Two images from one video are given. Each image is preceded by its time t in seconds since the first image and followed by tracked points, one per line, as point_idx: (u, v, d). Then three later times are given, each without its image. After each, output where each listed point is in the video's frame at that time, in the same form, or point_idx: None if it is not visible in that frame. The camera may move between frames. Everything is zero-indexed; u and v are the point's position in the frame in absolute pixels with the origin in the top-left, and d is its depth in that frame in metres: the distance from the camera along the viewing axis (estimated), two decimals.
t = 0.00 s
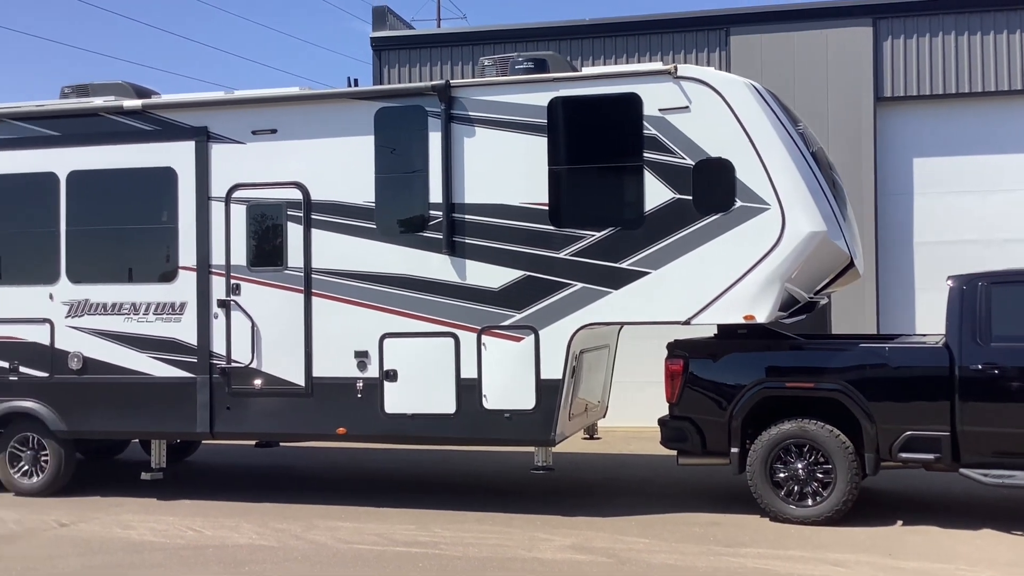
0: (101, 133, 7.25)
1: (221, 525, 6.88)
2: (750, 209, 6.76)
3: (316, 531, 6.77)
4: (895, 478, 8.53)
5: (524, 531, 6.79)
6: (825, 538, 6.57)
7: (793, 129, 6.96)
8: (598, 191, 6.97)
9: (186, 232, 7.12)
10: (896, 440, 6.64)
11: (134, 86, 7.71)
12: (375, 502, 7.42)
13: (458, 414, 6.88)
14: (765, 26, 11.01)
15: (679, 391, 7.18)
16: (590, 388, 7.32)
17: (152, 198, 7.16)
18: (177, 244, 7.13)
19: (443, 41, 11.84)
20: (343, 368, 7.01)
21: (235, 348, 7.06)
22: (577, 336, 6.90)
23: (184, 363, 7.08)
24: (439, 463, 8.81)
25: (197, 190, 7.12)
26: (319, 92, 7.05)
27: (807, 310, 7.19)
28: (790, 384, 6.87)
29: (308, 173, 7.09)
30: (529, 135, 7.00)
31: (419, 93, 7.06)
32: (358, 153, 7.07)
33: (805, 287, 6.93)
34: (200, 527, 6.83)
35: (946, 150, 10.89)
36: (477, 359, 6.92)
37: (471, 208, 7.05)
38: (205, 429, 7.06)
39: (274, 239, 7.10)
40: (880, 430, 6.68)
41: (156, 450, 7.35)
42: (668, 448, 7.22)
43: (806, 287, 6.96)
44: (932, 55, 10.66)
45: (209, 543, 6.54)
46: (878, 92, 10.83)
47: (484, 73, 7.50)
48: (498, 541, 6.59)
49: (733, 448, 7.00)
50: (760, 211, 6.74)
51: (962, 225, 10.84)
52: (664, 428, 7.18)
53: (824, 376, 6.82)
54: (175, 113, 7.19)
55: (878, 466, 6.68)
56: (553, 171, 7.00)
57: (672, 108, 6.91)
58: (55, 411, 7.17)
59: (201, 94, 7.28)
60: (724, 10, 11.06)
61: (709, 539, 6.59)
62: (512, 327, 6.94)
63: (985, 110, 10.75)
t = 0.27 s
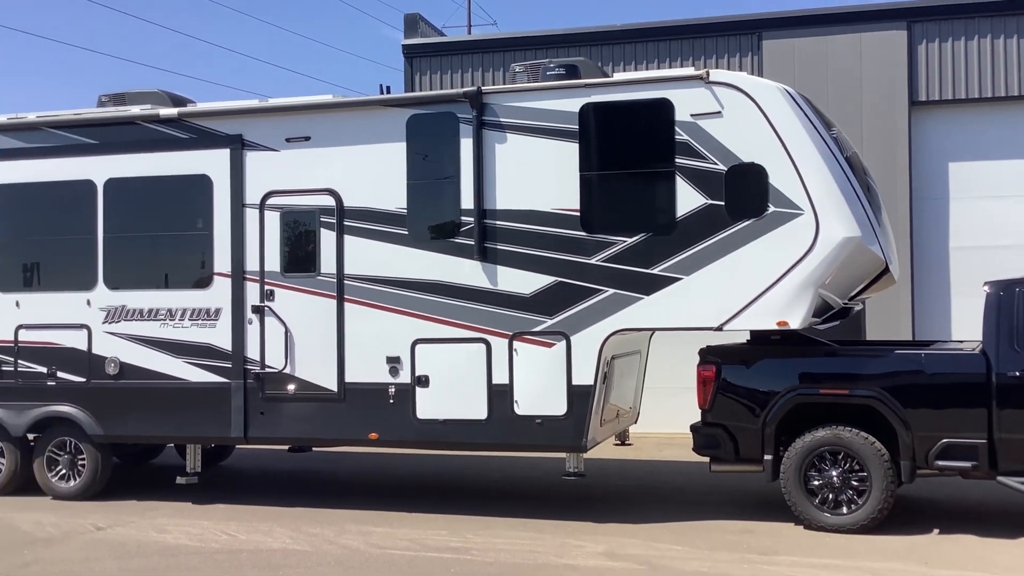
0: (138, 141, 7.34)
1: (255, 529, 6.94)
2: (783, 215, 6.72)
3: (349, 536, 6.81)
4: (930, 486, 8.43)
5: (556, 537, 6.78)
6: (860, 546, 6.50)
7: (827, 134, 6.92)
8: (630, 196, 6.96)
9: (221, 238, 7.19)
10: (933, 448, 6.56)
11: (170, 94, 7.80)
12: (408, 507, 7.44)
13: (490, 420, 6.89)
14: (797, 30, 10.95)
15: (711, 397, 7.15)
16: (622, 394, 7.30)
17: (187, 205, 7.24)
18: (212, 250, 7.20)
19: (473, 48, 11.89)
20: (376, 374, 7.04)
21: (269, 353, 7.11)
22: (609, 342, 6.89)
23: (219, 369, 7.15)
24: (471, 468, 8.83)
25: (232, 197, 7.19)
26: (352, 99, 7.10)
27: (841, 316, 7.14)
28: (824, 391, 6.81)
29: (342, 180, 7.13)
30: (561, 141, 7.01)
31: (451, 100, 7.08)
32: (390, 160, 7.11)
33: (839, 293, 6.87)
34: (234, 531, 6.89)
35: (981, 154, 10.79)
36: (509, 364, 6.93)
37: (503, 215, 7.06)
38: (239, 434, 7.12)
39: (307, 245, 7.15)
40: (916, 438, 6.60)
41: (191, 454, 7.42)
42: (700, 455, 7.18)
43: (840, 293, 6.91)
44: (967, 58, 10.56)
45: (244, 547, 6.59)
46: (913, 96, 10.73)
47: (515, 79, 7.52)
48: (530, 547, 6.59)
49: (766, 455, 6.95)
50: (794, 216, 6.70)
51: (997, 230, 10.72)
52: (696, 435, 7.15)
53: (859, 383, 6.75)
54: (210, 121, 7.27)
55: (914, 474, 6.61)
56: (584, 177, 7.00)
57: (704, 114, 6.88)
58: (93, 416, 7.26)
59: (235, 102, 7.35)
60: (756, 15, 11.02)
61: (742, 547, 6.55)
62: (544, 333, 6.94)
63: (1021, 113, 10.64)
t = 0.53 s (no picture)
0: (177, 148, 7.42)
1: (291, 532, 6.98)
2: (820, 220, 6.67)
3: (384, 540, 6.83)
4: (970, 495, 8.31)
5: (591, 543, 6.77)
6: (899, 555, 6.42)
7: (866, 138, 6.86)
8: (665, 201, 6.94)
9: (259, 243, 7.26)
10: (974, 455, 6.48)
11: (209, 101, 7.90)
12: (442, 511, 7.46)
13: (524, 425, 6.89)
14: (834, 34, 10.88)
15: (747, 403, 7.11)
16: (656, 399, 7.28)
17: (225, 211, 7.31)
18: (249, 255, 7.27)
19: (506, 53, 11.95)
20: (411, 378, 7.06)
21: (305, 358, 7.16)
22: (643, 348, 6.87)
23: (256, 373, 7.21)
24: (505, 473, 8.83)
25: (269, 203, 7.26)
26: (389, 105, 7.14)
27: (879, 322, 7.09)
28: (861, 397, 6.73)
29: (378, 186, 7.17)
30: (595, 146, 7.01)
31: (486, 105, 7.10)
32: (426, 165, 7.14)
33: (877, 299, 6.80)
34: (270, 534, 6.94)
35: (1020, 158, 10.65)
36: (544, 369, 6.92)
37: (537, 219, 7.07)
38: (276, 437, 7.17)
39: (343, 250, 7.19)
40: (957, 446, 6.51)
41: (228, 457, 7.49)
42: (736, 461, 7.14)
43: (878, 299, 6.85)
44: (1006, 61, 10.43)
45: (280, 550, 6.63)
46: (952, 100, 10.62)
47: (550, 84, 7.53)
48: (565, 552, 6.57)
49: (803, 462, 6.89)
50: (831, 221, 6.65)
51: None
52: (732, 441, 7.10)
53: (898, 390, 6.67)
54: (248, 127, 7.34)
55: (954, 482, 6.52)
56: (619, 182, 6.99)
57: (740, 118, 6.85)
58: (132, 419, 7.35)
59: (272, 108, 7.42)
60: (793, 18, 10.96)
61: (778, 554, 6.50)
62: (578, 338, 6.93)
63: None
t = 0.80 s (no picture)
0: (217, 151, 7.50)
1: (328, 532, 7.03)
2: (860, 223, 6.60)
3: (420, 541, 6.86)
4: (1012, 503, 8.18)
5: (627, 546, 6.75)
6: (940, 562, 6.34)
7: (907, 141, 6.79)
8: (702, 204, 6.90)
9: (297, 245, 7.32)
10: (1017, 461, 6.40)
11: (248, 105, 7.98)
12: (478, 513, 7.47)
13: (560, 428, 6.88)
14: (875, 35, 10.79)
15: (785, 408, 7.05)
16: (693, 403, 7.24)
17: (264, 213, 7.38)
18: (288, 257, 7.33)
19: (540, 57, 12.02)
20: (447, 380, 7.08)
21: (342, 359, 7.20)
22: (680, 351, 6.84)
23: (294, 374, 7.27)
24: (540, 475, 8.83)
25: (308, 206, 7.31)
26: (426, 108, 7.16)
27: (920, 327, 7.03)
28: (902, 403, 6.64)
29: (416, 189, 7.20)
30: (632, 148, 6.99)
31: (523, 108, 7.11)
32: (463, 168, 7.16)
33: (918, 303, 6.73)
34: (307, 534, 6.99)
35: None
36: (580, 372, 6.92)
37: (574, 222, 7.06)
38: (313, 438, 7.22)
39: (380, 253, 7.23)
40: (999, 451, 6.43)
41: (267, 457, 7.56)
42: (774, 466, 7.08)
43: (919, 303, 6.77)
44: None
45: (317, 550, 6.68)
46: (996, 101, 10.49)
47: (586, 87, 7.53)
48: (601, 556, 6.56)
49: (842, 467, 6.82)
50: (871, 224, 6.58)
51: None
52: (770, 445, 7.05)
53: (939, 395, 6.58)
54: (287, 130, 7.40)
55: (996, 488, 6.44)
56: (656, 184, 6.96)
57: (779, 120, 6.79)
58: (172, 419, 7.44)
59: (311, 112, 7.48)
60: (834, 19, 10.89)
61: (816, 560, 6.44)
62: (614, 341, 6.91)
63: None
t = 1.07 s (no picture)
0: (260, 151, 7.58)
1: (369, 530, 7.08)
2: (905, 222, 6.52)
3: (460, 540, 6.88)
4: None
5: (667, 548, 6.72)
6: (986, 567, 6.24)
7: (953, 140, 6.69)
8: (743, 203, 6.84)
9: (338, 245, 7.37)
10: None
11: (291, 106, 8.06)
12: (517, 513, 7.49)
13: (599, 428, 6.87)
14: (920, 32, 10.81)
15: (827, 410, 6.99)
16: (734, 404, 7.20)
17: (306, 213, 7.44)
18: (329, 257, 7.39)
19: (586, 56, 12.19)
20: (487, 380, 7.09)
21: (382, 358, 7.24)
22: (721, 352, 6.79)
23: (335, 372, 7.32)
24: (578, 475, 8.84)
25: (349, 206, 7.37)
26: (467, 108, 7.18)
27: (966, 328, 6.92)
28: (948, 405, 6.55)
29: (456, 189, 7.22)
30: (672, 148, 6.95)
31: (563, 108, 7.10)
32: (503, 168, 7.17)
33: (965, 304, 6.63)
34: (348, 531, 7.04)
35: None
36: (620, 372, 6.90)
37: (614, 222, 7.04)
38: (354, 436, 7.27)
39: (419, 252, 7.26)
40: None
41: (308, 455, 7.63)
42: (816, 468, 7.02)
43: (965, 304, 6.68)
44: None
45: (357, 547, 6.73)
46: None
47: (627, 86, 7.52)
48: (641, 557, 6.54)
49: (886, 470, 6.75)
50: (917, 224, 6.49)
51: None
52: (812, 447, 7.01)
53: (987, 398, 6.47)
54: (329, 131, 7.46)
55: None
56: (697, 184, 6.91)
57: (822, 119, 6.73)
58: (216, 416, 7.52)
59: (353, 112, 7.53)
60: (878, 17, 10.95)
61: (859, 564, 6.37)
62: (654, 341, 6.89)
63: None
